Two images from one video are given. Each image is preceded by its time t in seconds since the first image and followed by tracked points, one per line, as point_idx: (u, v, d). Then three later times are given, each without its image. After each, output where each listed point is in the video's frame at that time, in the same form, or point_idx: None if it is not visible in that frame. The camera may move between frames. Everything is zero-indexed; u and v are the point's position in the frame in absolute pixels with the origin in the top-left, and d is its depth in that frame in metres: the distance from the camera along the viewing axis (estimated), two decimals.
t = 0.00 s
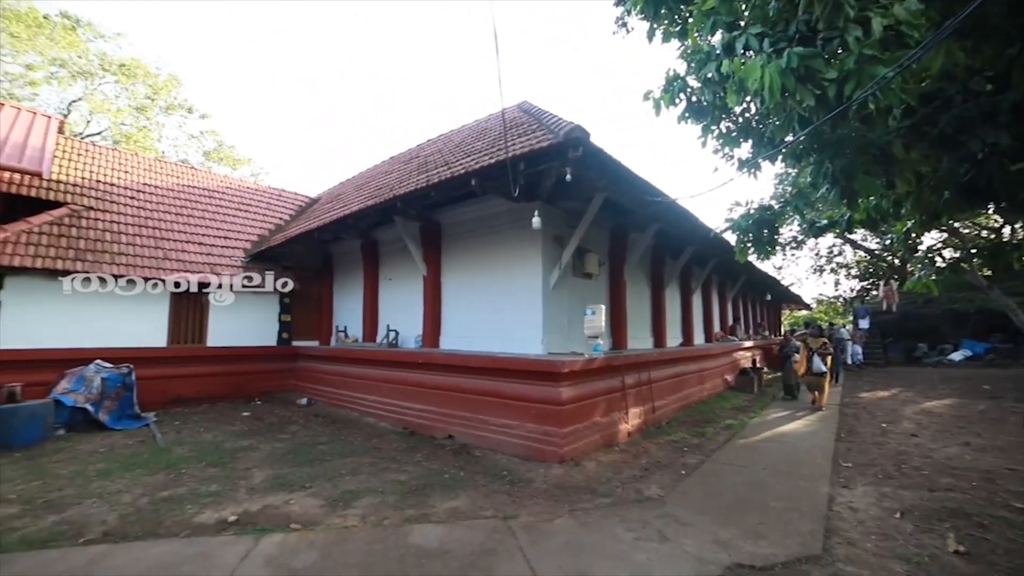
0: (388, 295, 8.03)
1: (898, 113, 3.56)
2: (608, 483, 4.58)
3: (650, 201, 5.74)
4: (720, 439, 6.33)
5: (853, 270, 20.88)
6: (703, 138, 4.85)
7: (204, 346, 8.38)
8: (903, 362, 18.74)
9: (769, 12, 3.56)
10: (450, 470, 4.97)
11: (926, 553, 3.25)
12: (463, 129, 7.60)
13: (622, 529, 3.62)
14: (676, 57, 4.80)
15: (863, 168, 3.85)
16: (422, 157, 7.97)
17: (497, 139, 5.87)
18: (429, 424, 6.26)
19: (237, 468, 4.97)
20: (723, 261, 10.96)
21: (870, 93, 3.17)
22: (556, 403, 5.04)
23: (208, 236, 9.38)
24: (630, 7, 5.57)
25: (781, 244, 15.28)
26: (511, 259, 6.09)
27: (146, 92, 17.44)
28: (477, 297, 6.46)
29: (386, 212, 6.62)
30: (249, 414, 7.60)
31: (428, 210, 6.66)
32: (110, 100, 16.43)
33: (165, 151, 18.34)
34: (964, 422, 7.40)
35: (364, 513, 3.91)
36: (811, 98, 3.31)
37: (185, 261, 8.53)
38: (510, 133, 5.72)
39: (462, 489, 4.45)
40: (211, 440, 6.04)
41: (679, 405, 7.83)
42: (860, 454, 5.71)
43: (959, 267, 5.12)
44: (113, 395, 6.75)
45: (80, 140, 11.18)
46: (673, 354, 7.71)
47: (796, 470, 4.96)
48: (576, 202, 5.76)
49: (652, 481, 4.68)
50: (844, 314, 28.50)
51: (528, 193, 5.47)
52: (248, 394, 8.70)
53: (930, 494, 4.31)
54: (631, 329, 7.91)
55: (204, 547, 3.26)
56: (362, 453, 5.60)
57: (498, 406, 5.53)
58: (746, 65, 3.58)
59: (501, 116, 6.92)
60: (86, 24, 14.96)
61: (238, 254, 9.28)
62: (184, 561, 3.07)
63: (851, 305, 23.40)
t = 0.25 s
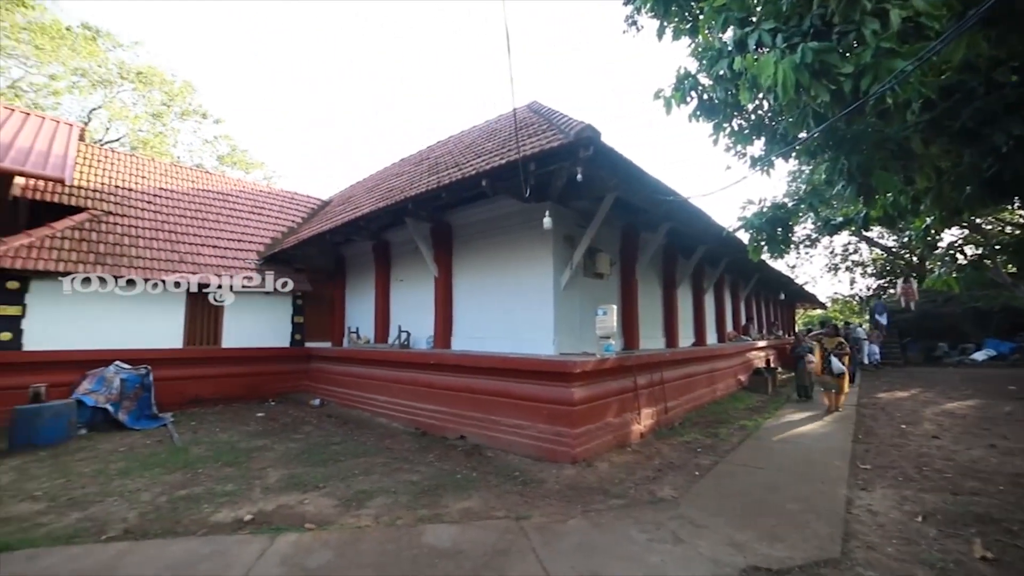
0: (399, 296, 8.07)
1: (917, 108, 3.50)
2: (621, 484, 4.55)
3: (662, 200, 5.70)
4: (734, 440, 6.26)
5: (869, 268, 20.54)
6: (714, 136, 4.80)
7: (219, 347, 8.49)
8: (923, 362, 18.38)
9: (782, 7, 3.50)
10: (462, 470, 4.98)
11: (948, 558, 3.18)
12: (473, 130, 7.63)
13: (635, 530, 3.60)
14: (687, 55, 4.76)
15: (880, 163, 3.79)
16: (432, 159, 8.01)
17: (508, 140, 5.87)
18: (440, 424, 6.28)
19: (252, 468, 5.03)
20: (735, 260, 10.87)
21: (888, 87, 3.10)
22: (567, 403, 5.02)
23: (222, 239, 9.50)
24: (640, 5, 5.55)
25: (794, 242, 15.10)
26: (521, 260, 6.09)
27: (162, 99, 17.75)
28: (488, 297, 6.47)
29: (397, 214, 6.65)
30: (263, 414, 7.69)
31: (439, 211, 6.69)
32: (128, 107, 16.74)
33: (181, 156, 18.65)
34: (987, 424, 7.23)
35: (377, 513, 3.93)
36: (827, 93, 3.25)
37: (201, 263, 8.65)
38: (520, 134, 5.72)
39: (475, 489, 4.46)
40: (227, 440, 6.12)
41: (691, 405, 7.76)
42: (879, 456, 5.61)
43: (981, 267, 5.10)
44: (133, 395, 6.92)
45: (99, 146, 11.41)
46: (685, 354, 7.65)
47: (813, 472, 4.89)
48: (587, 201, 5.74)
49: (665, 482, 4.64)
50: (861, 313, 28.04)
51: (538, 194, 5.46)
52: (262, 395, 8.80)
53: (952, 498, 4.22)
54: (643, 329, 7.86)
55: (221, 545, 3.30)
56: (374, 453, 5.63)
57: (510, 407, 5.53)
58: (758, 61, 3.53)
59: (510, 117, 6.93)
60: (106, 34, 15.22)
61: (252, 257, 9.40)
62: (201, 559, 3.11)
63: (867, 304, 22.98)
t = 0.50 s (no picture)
0: (410, 297, 8.11)
1: (937, 102, 3.42)
2: (632, 485, 4.53)
3: (673, 199, 5.66)
4: (747, 441, 6.20)
5: (886, 267, 20.20)
6: (726, 135, 4.75)
7: (232, 347, 8.59)
8: (943, 363, 18.03)
9: (795, 2, 3.45)
10: (474, 470, 4.99)
11: (970, 564, 3.12)
12: (483, 130, 7.64)
13: (647, 532, 3.58)
14: (698, 53, 4.72)
15: (898, 160, 3.73)
16: (442, 160, 8.03)
17: (518, 140, 5.87)
18: (451, 424, 6.29)
19: (265, 466, 5.09)
20: (748, 259, 10.76)
21: (907, 82, 3.04)
22: (578, 403, 5.01)
23: (235, 241, 9.62)
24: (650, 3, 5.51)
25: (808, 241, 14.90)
26: (532, 260, 6.08)
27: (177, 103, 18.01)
28: (498, 297, 6.47)
29: (408, 214, 6.68)
30: (276, 414, 7.77)
31: (449, 212, 6.71)
32: (145, 112, 17.04)
33: (195, 160, 18.92)
34: (1010, 427, 7.07)
35: (389, 512, 3.95)
36: (842, 89, 3.19)
37: (215, 264, 8.76)
38: (530, 134, 5.72)
39: (486, 489, 4.46)
40: (241, 439, 6.20)
41: (703, 406, 7.69)
42: (896, 458, 5.52)
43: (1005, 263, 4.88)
44: (150, 395, 7.06)
45: (117, 150, 11.64)
46: (697, 354, 7.59)
47: (828, 474, 4.82)
48: (598, 201, 5.71)
49: (677, 483, 4.61)
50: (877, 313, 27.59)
51: (549, 194, 5.45)
52: (275, 395, 8.89)
53: (974, 502, 4.13)
54: (654, 329, 7.81)
55: (236, 543, 3.34)
56: (386, 453, 5.66)
57: (521, 407, 5.53)
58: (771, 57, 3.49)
59: (520, 117, 6.93)
60: (124, 41, 15.49)
61: (265, 258, 9.50)
62: (217, 556, 3.15)
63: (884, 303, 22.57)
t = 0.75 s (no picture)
0: (423, 297, 8.15)
1: (960, 95, 3.35)
2: (646, 486, 4.50)
3: (686, 198, 5.62)
4: (762, 442, 6.13)
5: (906, 265, 19.78)
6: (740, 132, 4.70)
7: (248, 347, 8.70)
8: (966, 364, 17.57)
9: None
10: (486, 470, 5.00)
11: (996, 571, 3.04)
12: (494, 131, 7.66)
13: (662, 533, 3.55)
14: (711, 50, 4.68)
15: (919, 155, 3.64)
16: (454, 160, 8.07)
17: (529, 140, 5.88)
18: (464, 424, 6.32)
19: (280, 465, 5.15)
20: (762, 258, 10.64)
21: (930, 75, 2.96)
22: (591, 403, 4.99)
23: (250, 242, 9.75)
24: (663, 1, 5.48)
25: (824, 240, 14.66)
26: (544, 260, 6.07)
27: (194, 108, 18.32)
28: (510, 297, 6.48)
29: (420, 215, 6.72)
30: (291, 413, 7.86)
31: (461, 212, 6.74)
32: (163, 117, 17.35)
33: (211, 163, 19.23)
34: None
35: (402, 512, 3.98)
36: (860, 84, 3.13)
37: (231, 265, 8.88)
38: (541, 134, 5.72)
39: (499, 489, 4.46)
40: (257, 438, 6.28)
41: (717, 407, 7.62)
42: (918, 461, 5.40)
43: None
44: (169, 394, 7.20)
45: (137, 155, 11.86)
46: (711, 355, 7.53)
47: (847, 477, 4.74)
48: (610, 200, 5.69)
49: (691, 485, 4.57)
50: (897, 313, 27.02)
51: (561, 194, 5.44)
52: (290, 395, 9.01)
53: (1000, 508, 4.03)
54: (667, 329, 7.75)
55: (253, 540, 3.39)
56: (399, 452, 5.70)
57: (533, 407, 5.53)
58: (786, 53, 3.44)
59: (532, 117, 6.94)
60: (143, 48, 15.83)
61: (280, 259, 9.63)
62: (235, 553, 3.19)
63: (903, 302, 22.09)
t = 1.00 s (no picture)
0: (436, 298, 8.17)
1: (988, 86, 3.25)
2: (661, 487, 4.46)
3: (700, 196, 5.56)
4: (780, 443, 6.04)
5: (927, 262, 19.32)
6: (755, 130, 4.65)
7: (264, 348, 8.81)
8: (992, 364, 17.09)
9: None
10: (501, 470, 5.01)
11: None
12: (506, 131, 7.67)
13: (678, 535, 3.52)
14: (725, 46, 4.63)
15: (942, 149, 3.55)
16: (466, 161, 8.10)
17: (542, 140, 5.87)
18: (477, 424, 6.33)
19: (297, 464, 5.22)
20: (778, 257, 10.49)
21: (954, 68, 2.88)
22: (605, 403, 4.97)
23: (266, 245, 9.88)
24: None
25: (843, 237, 14.40)
26: (557, 260, 6.07)
27: (210, 113, 18.63)
28: (523, 298, 6.48)
29: (433, 216, 6.75)
30: (307, 413, 7.95)
31: (474, 213, 6.77)
32: (181, 123, 17.70)
33: (227, 167, 19.56)
34: None
35: (418, 511, 4.00)
36: (881, 78, 3.06)
37: (248, 267, 9.00)
38: (554, 134, 5.71)
39: (513, 490, 4.47)
40: (274, 437, 6.37)
41: (733, 407, 7.53)
42: (943, 465, 5.27)
43: None
44: (188, 394, 7.32)
45: (157, 161, 12.12)
46: (727, 355, 7.45)
47: (869, 479, 4.65)
48: (623, 200, 5.66)
49: (707, 486, 4.52)
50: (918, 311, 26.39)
51: (573, 193, 5.42)
52: (305, 395, 9.12)
53: None
54: (682, 329, 7.69)
55: (270, 538, 3.43)
56: (414, 452, 5.74)
57: (547, 408, 5.53)
58: (803, 48, 3.38)
59: (543, 117, 6.94)
60: (162, 56, 16.22)
61: (295, 261, 9.75)
62: (255, 550, 3.24)
63: (926, 301, 21.58)
